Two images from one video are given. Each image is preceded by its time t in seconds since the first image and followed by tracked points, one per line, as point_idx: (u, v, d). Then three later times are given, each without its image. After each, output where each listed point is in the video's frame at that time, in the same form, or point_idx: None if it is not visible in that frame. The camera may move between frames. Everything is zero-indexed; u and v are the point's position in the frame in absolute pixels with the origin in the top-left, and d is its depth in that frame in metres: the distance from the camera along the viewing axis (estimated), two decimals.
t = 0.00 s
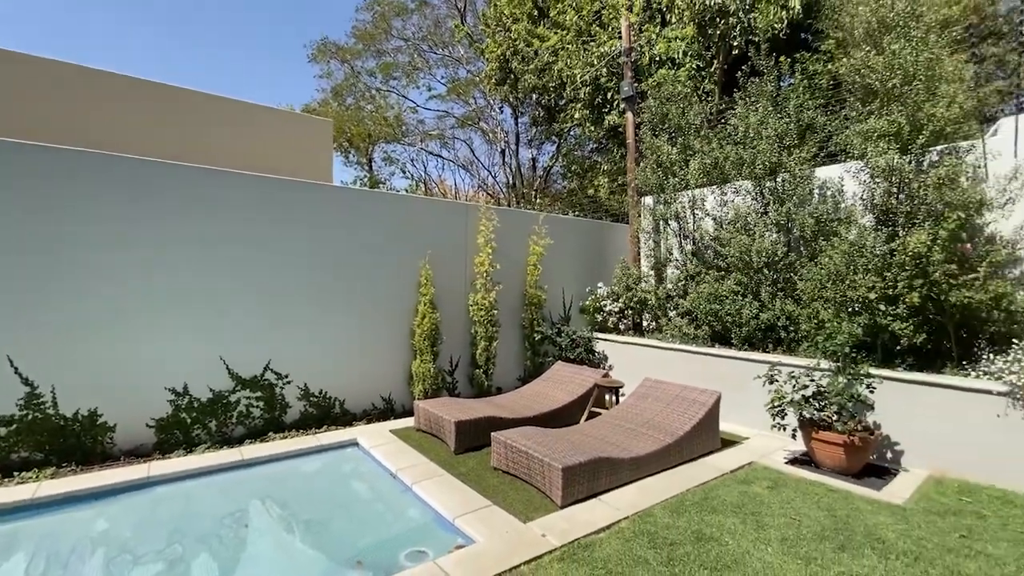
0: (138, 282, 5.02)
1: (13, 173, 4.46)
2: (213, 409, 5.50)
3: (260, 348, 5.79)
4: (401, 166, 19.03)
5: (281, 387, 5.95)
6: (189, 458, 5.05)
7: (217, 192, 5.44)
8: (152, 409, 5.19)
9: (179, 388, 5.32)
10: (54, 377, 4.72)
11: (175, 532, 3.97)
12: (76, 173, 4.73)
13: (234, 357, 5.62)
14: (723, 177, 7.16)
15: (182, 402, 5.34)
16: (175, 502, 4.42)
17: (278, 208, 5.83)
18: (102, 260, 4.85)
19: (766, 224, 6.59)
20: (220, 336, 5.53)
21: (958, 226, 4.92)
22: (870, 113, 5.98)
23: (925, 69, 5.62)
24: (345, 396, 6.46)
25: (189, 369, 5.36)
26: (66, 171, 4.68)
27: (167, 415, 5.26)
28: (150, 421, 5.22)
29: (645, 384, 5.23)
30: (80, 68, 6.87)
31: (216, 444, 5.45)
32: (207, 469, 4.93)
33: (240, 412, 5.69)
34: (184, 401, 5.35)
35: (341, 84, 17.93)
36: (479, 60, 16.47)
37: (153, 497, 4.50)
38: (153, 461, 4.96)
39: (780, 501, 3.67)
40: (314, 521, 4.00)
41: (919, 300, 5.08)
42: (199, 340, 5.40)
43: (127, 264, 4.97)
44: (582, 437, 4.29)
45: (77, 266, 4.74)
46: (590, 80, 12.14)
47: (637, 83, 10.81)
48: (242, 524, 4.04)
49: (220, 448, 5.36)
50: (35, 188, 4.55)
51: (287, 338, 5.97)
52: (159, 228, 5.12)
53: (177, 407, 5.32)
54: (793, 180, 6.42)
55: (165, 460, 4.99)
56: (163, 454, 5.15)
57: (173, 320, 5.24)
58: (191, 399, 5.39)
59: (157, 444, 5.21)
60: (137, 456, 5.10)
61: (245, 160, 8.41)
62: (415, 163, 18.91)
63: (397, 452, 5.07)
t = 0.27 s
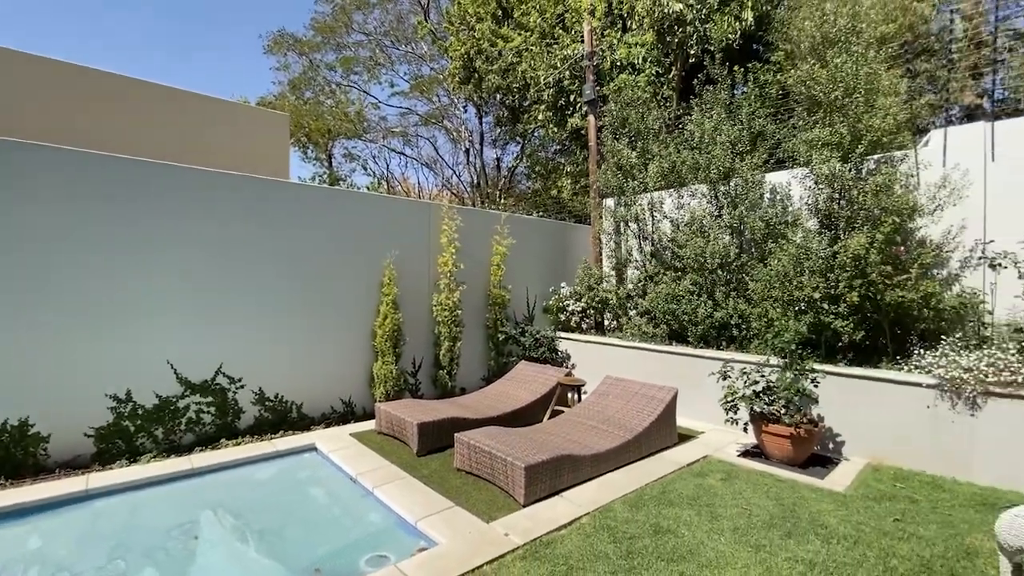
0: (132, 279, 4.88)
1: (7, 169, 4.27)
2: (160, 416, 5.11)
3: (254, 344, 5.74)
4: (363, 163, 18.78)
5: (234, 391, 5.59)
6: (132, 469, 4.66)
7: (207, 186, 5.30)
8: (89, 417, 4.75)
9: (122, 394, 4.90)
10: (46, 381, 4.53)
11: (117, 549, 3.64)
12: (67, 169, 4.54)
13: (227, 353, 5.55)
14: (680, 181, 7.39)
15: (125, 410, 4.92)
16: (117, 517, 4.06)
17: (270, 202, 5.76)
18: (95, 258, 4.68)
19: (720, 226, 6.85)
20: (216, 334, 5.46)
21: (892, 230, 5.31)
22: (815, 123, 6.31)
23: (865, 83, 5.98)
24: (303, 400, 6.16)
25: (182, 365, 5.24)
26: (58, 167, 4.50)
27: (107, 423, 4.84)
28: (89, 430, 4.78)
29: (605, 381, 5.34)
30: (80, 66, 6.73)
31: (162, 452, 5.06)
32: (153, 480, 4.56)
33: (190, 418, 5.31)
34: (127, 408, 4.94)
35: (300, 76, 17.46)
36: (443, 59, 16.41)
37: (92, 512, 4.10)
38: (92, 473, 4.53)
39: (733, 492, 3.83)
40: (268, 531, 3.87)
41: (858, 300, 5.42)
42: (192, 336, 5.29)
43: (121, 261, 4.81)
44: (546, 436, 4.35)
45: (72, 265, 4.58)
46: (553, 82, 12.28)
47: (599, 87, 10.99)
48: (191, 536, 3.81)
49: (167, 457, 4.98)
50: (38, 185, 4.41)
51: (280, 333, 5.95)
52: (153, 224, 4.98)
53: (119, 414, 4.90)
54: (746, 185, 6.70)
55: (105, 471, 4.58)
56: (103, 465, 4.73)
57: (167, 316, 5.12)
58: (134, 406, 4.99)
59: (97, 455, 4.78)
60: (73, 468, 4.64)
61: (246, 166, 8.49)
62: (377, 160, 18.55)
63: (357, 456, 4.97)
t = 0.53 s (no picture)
0: (130, 279, 4.94)
1: (6, 169, 4.27)
2: (101, 424, 4.87)
3: (246, 340, 5.86)
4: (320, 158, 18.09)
5: (183, 397, 5.39)
6: (70, 480, 4.39)
7: (198, 187, 5.39)
8: (20, 427, 4.45)
9: (58, 402, 4.64)
10: (44, 382, 4.55)
11: (54, 565, 3.41)
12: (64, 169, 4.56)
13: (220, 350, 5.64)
14: (639, 184, 7.61)
15: (62, 418, 4.66)
16: (54, 532, 3.81)
17: (260, 201, 5.90)
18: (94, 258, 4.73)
19: (677, 228, 7.08)
20: (210, 332, 5.55)
21: (834, 233, 5.65)
22: (765, 130, 6.62)
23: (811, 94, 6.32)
24: (258, 404, 5.98)
25: (175, 363, 5.30)
26: (55, 168, 4.52)
27: (42, 433, 4.56)
28: (21, 441, 4.49)
29: (568, 380, 5.45)
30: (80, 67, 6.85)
31: (104, 462, 4.82)
32: (93, 491, 4.31)
33: (134, 425, 5.08)
34: (64, 416, 4.67)
35: (255, 68, 16.91)
36: (404, 55, 16.24)
37: (24, 527, 3.83)
38: (23, 487, 4.25)
39: (689, 485, 3.99)
40: (221, 541, 3.70)
41: (803, 299, 5.73)
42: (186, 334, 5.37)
43: (119, 262, 4.87)
44: (509, 435, 4.40)
45: (72, 265, 4.62)
46: (517, 83, 12.36)
47: (562, 89, 11.13)
48: (137, 550, 3.59)
49: (110, 467, 4.74)
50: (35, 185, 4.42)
51: (271, 330, 6.07)
52: (148, 225, 5.04)
53: (55, 423, 4.62)
54: (701, 189, 6.96)
55: (40, 485, 4.30)
56: (37, 478, 4.46)
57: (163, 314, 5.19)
58: (73, 414, 4.73)
59: (30, 467, 4.50)
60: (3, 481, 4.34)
61: (242, 168, 8.91)
62: (336, 156, 18.14)
63: (316, 461, 4.89)
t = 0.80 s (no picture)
0: (129, 279, 4.97)
1: (7, 169, 4.25)
2: (33, 434, 4.48)
3: (230, 341, 5.84)
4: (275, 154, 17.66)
5: (126, 403, 5.03)
6: None
7: (195, 188, 5.44)
8: None
9: None
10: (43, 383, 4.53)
11: None
12: (62, 171, 4.54)
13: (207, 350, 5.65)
14: (600, 186, 7.77)
15: None
16: None
17: (255, 203, 6.00)
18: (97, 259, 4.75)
19: (636, 229, 7.27)
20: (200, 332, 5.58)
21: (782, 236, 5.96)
22: (718, 136, 6.89)
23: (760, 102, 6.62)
24: (208, 409, 5.67)
25: (172, 363, 5.35)
26: (53, 168, 4.49)
27: None
28: None
29: (530, 378, 5.52)
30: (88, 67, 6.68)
31: (37, 475, 4.43)
32: (24, 506, 3.97)
33: (71, 434, 4.70)
34: None
35: (205, 57, 16.25)
36: (365, 49, 15.98)
37: None
38: None
39: (647, 478, 4.12)
40: (171, 552, 3.50)
41: (753, 298, 6.02)
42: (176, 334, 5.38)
43: (119, 262, 4.89)
44: (473, 434, 4.43)
45: (72, 266, 4.61)
46: (480, 83, 12.37)
47: (524, 90, 11.22)
48: (76, 566, 3.36)
49: (43, 479, 4.38)
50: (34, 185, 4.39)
51: (254, 329, 6.06)
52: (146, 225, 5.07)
53: None
54: (658, 192, 7.19)
55: None
56: None
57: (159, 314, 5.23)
58: None
59: None
60: None
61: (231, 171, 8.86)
62: (292, 151, 17.65)
63: (273, 466, 4.75)
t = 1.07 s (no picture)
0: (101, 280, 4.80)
1: None
2: None
3: (203, 349, 5.68)
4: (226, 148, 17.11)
5: (62, 411, 4.62)
6: None
7: (169, 187, 5.29)
8: None
9: None
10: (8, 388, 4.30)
11: None
12: (63, 167, 4.54)
13: (182, 359, 5.49)
14: (561, 187, 7.89)
15: None
16: None
17: (242, 211, 6.01)
18: (96, 257, 4.76)
19: (597, 229, 7.44)
20: (177, 337, 5.44)
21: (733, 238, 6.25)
22: (674, 142, 7.14)
23: (713, 109, 6.89)
24: (153, 416, 5.28)
25: (142, 368, 5.15)
26: (54, 164, 4.48)
27: None
28: None
29: (493, 378, 5.57)
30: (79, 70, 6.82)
31: None
32: None
33: None
34: None
35: (149, 43, 15.48)
36: (324, 42, 15.63)
37: None
38: None
39: (606, 473, 4.24)
40: (112, 568, 3.28)
41: (706, 297, 6.27)
42: (152, 339, 5.24)
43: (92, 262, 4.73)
44: (435, 435, 4.44)
45: (43, 265, 4.43)
46: (443, 81, 12.33)
47: (487, 90, 11.28)
48: None
49: None
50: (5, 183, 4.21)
51: (228, 338, 5.91)
52: (120, 224, 4.92)
53: None
54: (617, 194, 7.37)
55: None
56: None
57: (142, 318, 5.14)
58: None
59: None
60: None
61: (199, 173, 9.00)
62: (246, 145, 17.12)
63: (226, 473, 4.54)
